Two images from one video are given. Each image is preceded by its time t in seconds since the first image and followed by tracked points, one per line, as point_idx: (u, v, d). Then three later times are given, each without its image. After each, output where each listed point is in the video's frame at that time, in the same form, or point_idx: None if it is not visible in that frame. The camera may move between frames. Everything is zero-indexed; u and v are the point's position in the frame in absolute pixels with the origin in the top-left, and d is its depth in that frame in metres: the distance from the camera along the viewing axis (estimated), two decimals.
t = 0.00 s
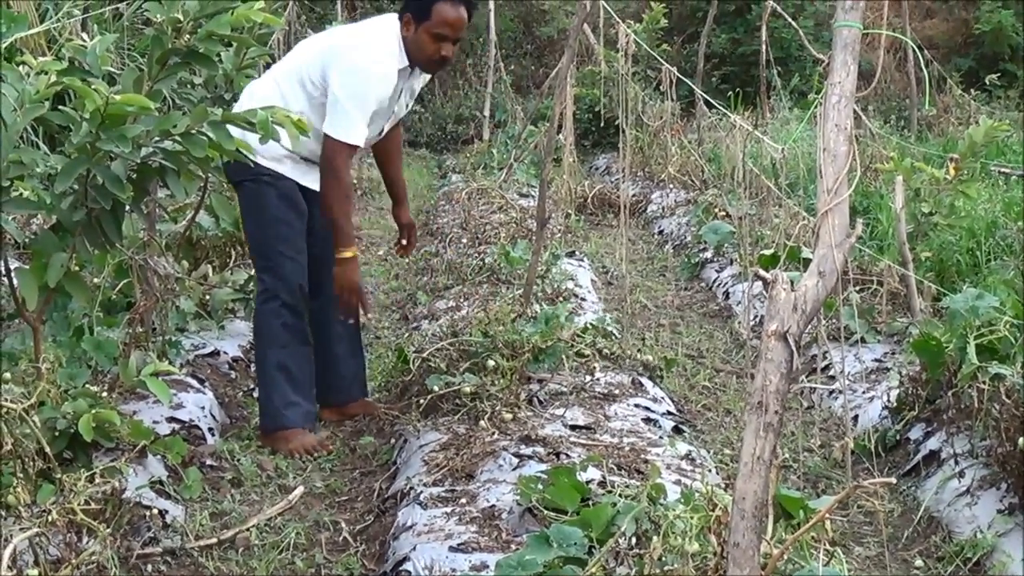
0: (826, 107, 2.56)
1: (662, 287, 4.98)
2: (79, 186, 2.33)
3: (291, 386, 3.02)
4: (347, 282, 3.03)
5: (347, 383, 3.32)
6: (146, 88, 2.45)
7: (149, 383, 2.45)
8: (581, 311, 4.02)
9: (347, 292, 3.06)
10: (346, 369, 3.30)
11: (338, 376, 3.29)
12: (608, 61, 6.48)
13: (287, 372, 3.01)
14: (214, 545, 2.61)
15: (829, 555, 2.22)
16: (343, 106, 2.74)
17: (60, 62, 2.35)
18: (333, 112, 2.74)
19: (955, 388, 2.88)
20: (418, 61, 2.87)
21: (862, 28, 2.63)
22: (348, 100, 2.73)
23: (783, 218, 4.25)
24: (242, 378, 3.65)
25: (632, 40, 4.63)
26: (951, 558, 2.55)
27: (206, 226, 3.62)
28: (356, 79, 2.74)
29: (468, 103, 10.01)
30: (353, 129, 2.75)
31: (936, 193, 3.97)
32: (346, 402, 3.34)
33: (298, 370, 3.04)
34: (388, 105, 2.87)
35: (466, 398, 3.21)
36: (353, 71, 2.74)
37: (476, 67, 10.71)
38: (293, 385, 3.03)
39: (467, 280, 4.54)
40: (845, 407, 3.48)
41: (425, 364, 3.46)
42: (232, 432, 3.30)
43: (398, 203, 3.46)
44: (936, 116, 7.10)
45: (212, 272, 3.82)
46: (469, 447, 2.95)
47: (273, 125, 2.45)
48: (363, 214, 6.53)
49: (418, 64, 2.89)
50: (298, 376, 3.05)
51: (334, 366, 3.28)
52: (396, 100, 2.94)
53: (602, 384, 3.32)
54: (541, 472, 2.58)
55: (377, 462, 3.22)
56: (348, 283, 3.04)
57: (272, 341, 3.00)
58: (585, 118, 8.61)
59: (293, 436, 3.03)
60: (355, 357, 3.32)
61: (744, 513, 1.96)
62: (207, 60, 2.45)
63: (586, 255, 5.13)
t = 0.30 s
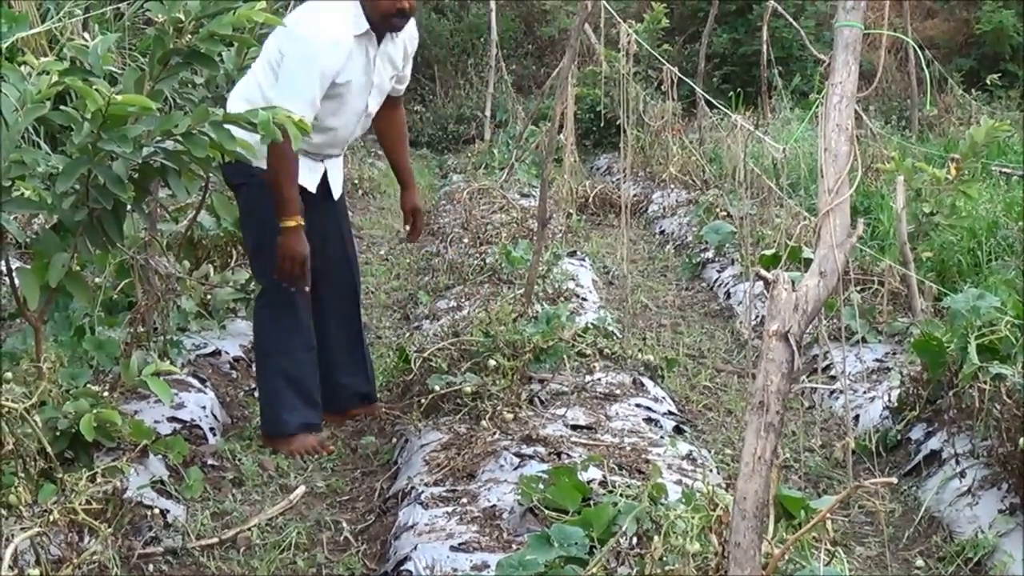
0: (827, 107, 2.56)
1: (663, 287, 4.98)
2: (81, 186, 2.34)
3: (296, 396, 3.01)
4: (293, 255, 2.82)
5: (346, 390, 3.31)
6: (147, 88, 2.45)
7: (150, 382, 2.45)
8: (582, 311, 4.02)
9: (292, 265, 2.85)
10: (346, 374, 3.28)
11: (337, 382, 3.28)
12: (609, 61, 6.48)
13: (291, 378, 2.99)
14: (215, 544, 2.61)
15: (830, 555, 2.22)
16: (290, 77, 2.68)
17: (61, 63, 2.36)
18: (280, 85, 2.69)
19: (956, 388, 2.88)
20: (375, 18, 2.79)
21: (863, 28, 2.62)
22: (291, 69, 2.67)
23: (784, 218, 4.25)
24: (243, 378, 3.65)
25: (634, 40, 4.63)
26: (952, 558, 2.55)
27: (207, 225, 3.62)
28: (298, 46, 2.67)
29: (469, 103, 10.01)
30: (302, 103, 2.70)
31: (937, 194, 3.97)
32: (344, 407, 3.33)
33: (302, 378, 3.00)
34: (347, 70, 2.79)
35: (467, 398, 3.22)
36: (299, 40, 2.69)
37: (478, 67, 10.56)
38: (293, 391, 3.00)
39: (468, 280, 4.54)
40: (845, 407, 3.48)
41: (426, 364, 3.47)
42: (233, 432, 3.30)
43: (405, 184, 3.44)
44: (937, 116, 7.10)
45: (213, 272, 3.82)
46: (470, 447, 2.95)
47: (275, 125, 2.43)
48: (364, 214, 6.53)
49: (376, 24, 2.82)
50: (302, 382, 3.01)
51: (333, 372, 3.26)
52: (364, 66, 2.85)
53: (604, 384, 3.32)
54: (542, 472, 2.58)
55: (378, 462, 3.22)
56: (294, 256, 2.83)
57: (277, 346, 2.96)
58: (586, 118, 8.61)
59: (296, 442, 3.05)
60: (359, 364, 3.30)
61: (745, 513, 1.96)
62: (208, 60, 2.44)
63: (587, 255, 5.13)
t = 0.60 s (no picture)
0: (830, 106, 2.55)
1: (667, 286, 4.98)
2: (85, 184, 2.34)
3: (294, 396, 2.98)
4: (258, 211, 2.78)
5: (355, 372, 3.30)
6: (151, 87, 2.45)
7: (154, 381, 2.47)
8: (585, 310, 4.02)
9: (256, 221, 2.80)
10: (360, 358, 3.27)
11: (350, 369, 3.29)
12: (612, 60, 6.48)
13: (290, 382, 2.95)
14: (219, 543, 2.62)
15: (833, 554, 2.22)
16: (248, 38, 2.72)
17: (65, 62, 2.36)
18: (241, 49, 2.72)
19: (960, 387, 2.87)
20: None
21: (867, 28, 2.62)
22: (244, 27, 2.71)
23: (787, 217, 4.25)
24: (246, 376, 3.65)
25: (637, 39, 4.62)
26: (956, 557, 2.54)
27: (211, 224, 3.62)
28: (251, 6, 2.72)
29: (473, 102, 10.00)
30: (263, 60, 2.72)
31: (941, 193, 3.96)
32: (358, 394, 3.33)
33: (300, 383, 2.97)
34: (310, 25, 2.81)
35: (470, 397, 3.22)
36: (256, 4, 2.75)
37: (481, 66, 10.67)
38: (291, 394, 2.97)
39: (471, 279, 4.54)
40: (849, 407, 3.47)
41: (429, 364, 3.48)
42: (236, 431, 3.30)
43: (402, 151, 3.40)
44: (940, 116, 7.09)
45: (217, 271, 3.82)
46: (473, 446, 2.95)
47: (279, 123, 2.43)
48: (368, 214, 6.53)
49: None
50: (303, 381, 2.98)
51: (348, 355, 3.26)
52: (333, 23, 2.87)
53: (607, 383, 3.32)
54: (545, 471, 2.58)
55: (381, 460, 3.22)
56: (261, 212, 2.79)
57: (275, 353, 2.94)
58: (590, 118, 8.60)
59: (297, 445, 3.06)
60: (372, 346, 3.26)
61: (749, 512, 1.96)
62: (212, 58, 2.44)
63: (590, 254, 5.12)
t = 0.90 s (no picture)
0: (834, 105, 2.54)
1: (670, 285, 4.97)
2: (88, 184, 2.34)
3: (284, 394, 3.08)
4: (273, 195, 2.80)
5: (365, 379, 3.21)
6: (154, 86, 2.45)
7: (157, 380, 2.45)
8: (588, 310, 4.01)
9: (274, 205, 2.81)
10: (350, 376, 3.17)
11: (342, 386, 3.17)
12: (616, 60, 6.47)
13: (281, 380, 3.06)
14: (222, 542, 2.61)
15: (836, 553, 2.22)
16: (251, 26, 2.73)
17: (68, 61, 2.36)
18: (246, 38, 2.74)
19: (964, 387, 2.86)
20: None
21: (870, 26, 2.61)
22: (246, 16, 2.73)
23: (791, 216, 4.24)
24: (250, 376, 3.65)
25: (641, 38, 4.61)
26: (959, 557, 2.54)
27: (214, 223, 3.62)
28: None
29: (476, 101, 10.00)
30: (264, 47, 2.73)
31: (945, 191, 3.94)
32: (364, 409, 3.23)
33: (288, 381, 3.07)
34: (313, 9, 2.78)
35: (473, 396, 3.21)
36: None
37: (484, 66, 10.67)
38: (281, 391, 3.08)
39: (475, 278, 4.54)
40: (852, 406, 3.47)
41: (433, 363, 3.48)
42: (240, 430, 3.30)
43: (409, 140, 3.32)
44: (943, 115, 7.08)
45: (220, 270, 3.82)
46: (477, 446, 2.95)
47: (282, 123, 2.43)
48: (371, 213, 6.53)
49: None
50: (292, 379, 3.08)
51: (338, 370, 3.16)
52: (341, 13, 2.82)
53: (610, 383, 3.32)
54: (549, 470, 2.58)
55: (384, 459, 3.22)
56: (276, 195, 2.80)
57: (270, 352, 3.04)
58: (593, 117, 8.60)
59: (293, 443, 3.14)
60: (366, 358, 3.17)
61: (752, 512, 1.96)
62: (215, 58, 2.45)
63: (593, 253, 5.12)
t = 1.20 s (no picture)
0: (840, 107, 2.53)
1: (675, 286, 4.96)
2: (93, 185, 2.35)
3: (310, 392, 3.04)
4: (319, 173, 2.66)
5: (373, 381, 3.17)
6: (160, 87, 2.46)
7: (163, 380, 2.45)
8: (593, 311, 4.01)
9: (324, 184, 2.68)
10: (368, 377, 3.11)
11: (355, 387, 3.09)
12: (621, 61, 6.47)
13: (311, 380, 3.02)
14: (227, 543, 2.61)
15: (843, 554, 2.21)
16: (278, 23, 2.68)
17: (74, 62, 2.36)
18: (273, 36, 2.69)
19: (969, 388, 2.86)
20: None
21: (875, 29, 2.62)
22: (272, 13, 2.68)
23: (796, 217, 4.24)
24: (255, 377, 3.65)
25: (646, 39, 4.60)
26: (965, 559, 2.54)
27: (220, 224, 3.63)
28: None
29: (481, 102, 10.00)
30: (293, 42, 2.67)
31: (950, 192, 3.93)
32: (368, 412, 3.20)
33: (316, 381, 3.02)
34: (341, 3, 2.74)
35: (479, 397, 3.22)
36: None
37: (489, 67, 10.67)
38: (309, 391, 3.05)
39: (480, 279, 4.54)
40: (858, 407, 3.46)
41: (439, 364, 3.48)
42: (245, 431, 3.31)
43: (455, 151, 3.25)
44: (949, 116, 7.07)
45: (226, 271, 3.83)
46: (482, 447, 2.95)
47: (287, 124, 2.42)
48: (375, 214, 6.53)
49: None
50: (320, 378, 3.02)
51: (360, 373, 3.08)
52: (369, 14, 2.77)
53: (615, 384, 3.31)
54: (554, 470, 2.58)
55: (389, 460, 3.23)
56: (324, 174, 2.67)
57: (301, 353, 2.98)
58: (598, 118, 8.59)
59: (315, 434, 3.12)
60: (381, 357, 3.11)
61: (757, 513, 1.95)
62: (220, 59, 2.45)
63: (599, 254, 5.12)
